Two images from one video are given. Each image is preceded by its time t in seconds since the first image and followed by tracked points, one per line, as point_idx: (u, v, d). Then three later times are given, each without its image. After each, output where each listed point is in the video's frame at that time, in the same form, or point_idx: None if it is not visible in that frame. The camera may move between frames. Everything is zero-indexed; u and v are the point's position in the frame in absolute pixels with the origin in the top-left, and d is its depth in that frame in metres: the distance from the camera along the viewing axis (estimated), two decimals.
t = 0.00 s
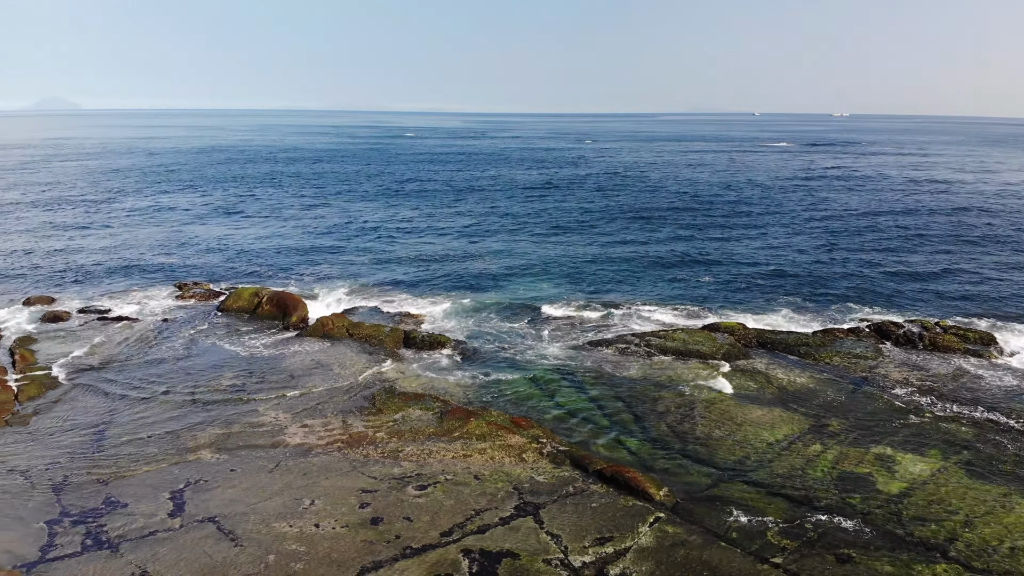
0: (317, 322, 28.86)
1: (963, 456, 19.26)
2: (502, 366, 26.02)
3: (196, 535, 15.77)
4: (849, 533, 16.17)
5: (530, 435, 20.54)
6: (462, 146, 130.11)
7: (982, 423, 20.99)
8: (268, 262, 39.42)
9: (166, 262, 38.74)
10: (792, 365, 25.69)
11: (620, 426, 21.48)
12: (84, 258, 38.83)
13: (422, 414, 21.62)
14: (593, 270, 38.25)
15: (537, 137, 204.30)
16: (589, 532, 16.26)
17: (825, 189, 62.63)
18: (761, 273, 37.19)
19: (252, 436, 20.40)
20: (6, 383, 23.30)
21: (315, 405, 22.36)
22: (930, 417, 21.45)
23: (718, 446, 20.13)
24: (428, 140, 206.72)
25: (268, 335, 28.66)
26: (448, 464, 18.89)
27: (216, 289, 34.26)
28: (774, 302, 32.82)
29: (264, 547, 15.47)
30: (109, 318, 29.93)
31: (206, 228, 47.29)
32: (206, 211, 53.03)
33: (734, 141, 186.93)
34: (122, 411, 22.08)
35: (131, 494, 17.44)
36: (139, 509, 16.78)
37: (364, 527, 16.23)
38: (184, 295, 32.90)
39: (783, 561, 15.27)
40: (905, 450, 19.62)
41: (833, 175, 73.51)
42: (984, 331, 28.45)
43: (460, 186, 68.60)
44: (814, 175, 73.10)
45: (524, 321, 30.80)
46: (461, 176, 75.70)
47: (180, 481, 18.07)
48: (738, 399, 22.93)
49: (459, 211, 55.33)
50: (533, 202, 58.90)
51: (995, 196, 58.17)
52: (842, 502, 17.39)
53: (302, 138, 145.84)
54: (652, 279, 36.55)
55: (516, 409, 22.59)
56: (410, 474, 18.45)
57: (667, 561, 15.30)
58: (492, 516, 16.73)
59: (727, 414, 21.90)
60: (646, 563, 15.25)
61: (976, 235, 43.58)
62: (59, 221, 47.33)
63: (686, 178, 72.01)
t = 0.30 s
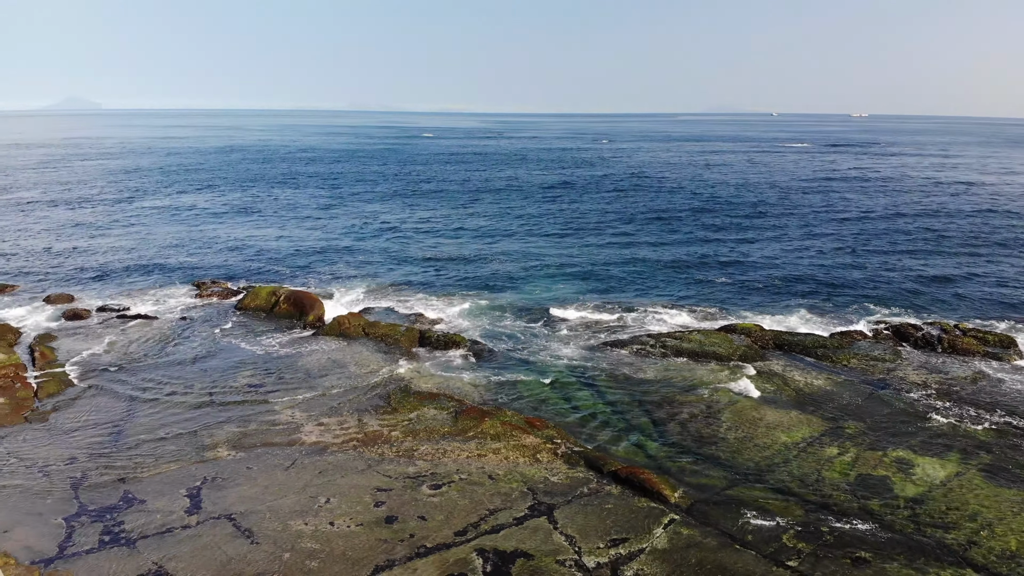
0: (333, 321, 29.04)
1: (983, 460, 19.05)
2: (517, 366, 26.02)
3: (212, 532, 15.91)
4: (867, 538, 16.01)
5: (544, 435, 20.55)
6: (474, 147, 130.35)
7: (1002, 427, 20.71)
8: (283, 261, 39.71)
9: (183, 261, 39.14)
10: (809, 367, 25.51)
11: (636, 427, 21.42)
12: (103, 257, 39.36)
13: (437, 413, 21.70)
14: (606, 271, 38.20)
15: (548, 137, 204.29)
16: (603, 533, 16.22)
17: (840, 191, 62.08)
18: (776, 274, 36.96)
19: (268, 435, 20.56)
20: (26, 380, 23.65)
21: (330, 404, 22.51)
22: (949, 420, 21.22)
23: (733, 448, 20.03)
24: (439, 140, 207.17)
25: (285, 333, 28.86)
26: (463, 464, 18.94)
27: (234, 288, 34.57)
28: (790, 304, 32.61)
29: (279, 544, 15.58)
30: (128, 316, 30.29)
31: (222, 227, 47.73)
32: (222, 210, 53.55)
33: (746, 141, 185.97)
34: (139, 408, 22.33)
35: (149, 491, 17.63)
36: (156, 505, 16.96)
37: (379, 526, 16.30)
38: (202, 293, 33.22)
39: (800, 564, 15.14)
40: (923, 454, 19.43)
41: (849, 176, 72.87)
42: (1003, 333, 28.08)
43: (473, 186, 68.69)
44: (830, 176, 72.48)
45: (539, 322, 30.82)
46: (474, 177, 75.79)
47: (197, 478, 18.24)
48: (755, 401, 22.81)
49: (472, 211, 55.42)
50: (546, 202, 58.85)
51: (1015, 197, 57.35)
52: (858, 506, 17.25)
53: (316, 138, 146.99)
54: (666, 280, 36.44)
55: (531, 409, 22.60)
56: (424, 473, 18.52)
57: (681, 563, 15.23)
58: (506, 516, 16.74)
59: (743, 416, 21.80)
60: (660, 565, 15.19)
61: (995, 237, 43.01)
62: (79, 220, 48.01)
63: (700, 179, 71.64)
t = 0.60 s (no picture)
0: (340, 321, 29.12)
1: (991, 461, 18.95)
2: (523, 367, 26.05)
3: (219, 530, 15.96)
4: (874, 539, 15.94)
5: (550, 436, 20.55)
6: (480, 147, 130.41)
7: (1010, 429, 20.59)
8: (290, 261, 39.84)
9: (191, 261, 39.30)
10: (816, 368, 25.44)
11: (643, 428, 21.40)
12: (112, 256, 39.62)
13: (443, 413, 21.73)
14: (612, 271, 38.18)
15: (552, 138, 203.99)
16: (610, 534, 16.19)
17: (847, 191, 61.91)
18: (782, 275, 36.86)
19: (275, 434, 20.62)
20: (35, 379, 23.82)
21: (338, 403, 22.56)
22: (956, 422, 21.13)
23: (739, 449, 19.99)
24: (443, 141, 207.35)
25: (292, 333, 28.95)
26: (469, 464, 18.96)
27: (241, 288, 34.72)
28: (796, 305, 32.51)
29: (286, 543, 15.62)
30: (136, 315, 30.44)
31: (229, 227, 47.92)
32: (229, 210, 53.76)
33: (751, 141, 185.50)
34: (147, 407, 22.44)
35: (156, 489, 17.70)
36: (164, 504, 17.03)
37: (386, 525, 16.33)
38: (210, 293, 33.37)
39: (807, 566, 15.07)
40: (931, 455, 19.34)
41: (855, 176, 72.65)
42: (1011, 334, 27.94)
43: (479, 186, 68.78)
44: (837, 176, 72.24)
45: (545, 322, 30.83)
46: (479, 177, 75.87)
47: (204, 477, 18.32)
48: (762, 402, 22.75)
49: (478, 211, 55.49)
50: (552, 203, 58.86)
51: None
52: (866, 507, 17.18)
53: (322, 138, 147.35)
54: (672, 281, 36.38)
55: (537, 409, 22.61)
56: (431, 472, 18.54)
57: (688, 564, 15.20)
58: (513, 516, 16.74)
59: (751, 417, 21.74)
60: (666, 566, 15.15)
61: (1003, 238, 42.79)
62: (87, 219, 48.32)
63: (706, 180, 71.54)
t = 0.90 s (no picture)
0: (349, 321, 29.23)
1: (1001, 463, 18.84)
2: (531, 367, 26.07)
3: (228, 529, 16.04)
4: (883, 541, 15.86)
5: (558, 436, 20.55)
6: (487, 147, 130.61)
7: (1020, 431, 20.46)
8: (299, 261, 40.01)
9: (200, 260, 39.52)
10: (824, 369, 25.35)
11: (651, 429, 21.37)
12: (123, 255, 39.89)
13: (451, 413, 21.76)
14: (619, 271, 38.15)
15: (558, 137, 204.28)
16: (617, 535, 16.19)
17: (855, 192, 61.65)
18: (791, 276, 36.72)
19: (284, 433, 20.70)
20: (46, 378, 24.01)
21: (346, 403, 22.63)
22: (966, 423, 21.03)
23: (747, 450, 19.94)
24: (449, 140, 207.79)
25: (300, 333, 29.07)
26: (477, 464, 18.98)
27: (250, 287, 34.90)
28: (805, 306, 32.40)
29: (295, 542, 15.69)
30: (146, 315, 30.63)
31: (238, 226, 48.17)
32: (237, 209, 54.05)
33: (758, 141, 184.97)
34: (156, 406, 22.58)
35: (166, 488, 17.81)
36: (173, 503, 17.13)
37: (394, 525, 16.37)
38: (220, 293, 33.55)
39: (816, 568, 15.02)
40: (941, 457, 19.24)
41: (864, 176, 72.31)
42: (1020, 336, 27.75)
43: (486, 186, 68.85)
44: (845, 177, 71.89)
45: (553, 322, 30.83)
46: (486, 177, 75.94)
47: (213, 476, 18.41)
48: (771, 403, 22.67)
49: (485, 211, 55.55)
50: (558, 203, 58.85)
51: None
52: (875, 509, 17.10)
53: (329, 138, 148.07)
54: (680, 281, 36.33)
55: (545, 409, 22.63)
56: (439, 472, 18.57)
57: (696, 565, 15.17)
58: (520, 516, 16.74)
59: (759, 418, 21.68)
60: (674, 567, 15.12)
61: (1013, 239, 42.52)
62: (98, 219, 48.71)
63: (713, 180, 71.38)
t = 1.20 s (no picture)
0: (359, 320, 29.36)
1: (1013, 466, 18.69)
2: (540, 367, 26.09)
3: (238, 527, 16.14)
4: (894, 544, 15.76)
5: (567, 437, 20.54)
6: (495, 147, 130.70)
7: None
8: (308, 261, 40.19)
9: (210, 259, 39.78)
10: (834, 371, 25.23)
11: (661, 430, 21.35)
12: (134, 254, 40.22)
13: (460, 413, 21.80)
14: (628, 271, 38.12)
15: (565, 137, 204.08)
16: (626, 535, 16.17)
17: (865, 192, 61.26)
18: (800, 277, 36.57)
19: (294, 432, 20.80)
20: (57, 376, 24.24)
21: (355, 403, 22.71)
22: (978, 425, 20.88)
23: (758, 451, 19.87)
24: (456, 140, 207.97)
25: (310, 332, 29.20)
26: (486, 463, 19.01)
27: (261, 287, 35.10)
28: (814, 308, 32.27)
29: (304, 540, 15.77)
30: (157, 314, 30.85)
31: (248, 226, 48.46)
32: (247, 209, 54.37)
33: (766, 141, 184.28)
34: (167, 404, 22.74)
35: (176, 486, 17.94)
36: (183, 501, 17.25)
37: (403, 524, 16.41)
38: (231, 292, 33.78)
39: (826, 570, 14.95)
40: (952, 460, 19.10)
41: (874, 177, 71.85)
42: None
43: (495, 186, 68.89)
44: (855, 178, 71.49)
45: (562, 322, 30.85)
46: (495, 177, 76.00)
47: (223, 474, 18.53)
48: (781, 404, 22.59)
49: (493, 211, 55.62)
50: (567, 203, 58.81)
51: None
52: (885, 511, 17.00)
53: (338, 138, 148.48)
54: (688, 282, 36.27)
55: (555, 410, 22.62)
56: (447, 472, 18.59)
57: (705, 567, 15.13)
58: (529, 516, 16.74)
59: (768, 419, 21.62)
60: (683, 568, 15.09)
61: None
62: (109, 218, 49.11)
63: (722, 180, 71.19)
